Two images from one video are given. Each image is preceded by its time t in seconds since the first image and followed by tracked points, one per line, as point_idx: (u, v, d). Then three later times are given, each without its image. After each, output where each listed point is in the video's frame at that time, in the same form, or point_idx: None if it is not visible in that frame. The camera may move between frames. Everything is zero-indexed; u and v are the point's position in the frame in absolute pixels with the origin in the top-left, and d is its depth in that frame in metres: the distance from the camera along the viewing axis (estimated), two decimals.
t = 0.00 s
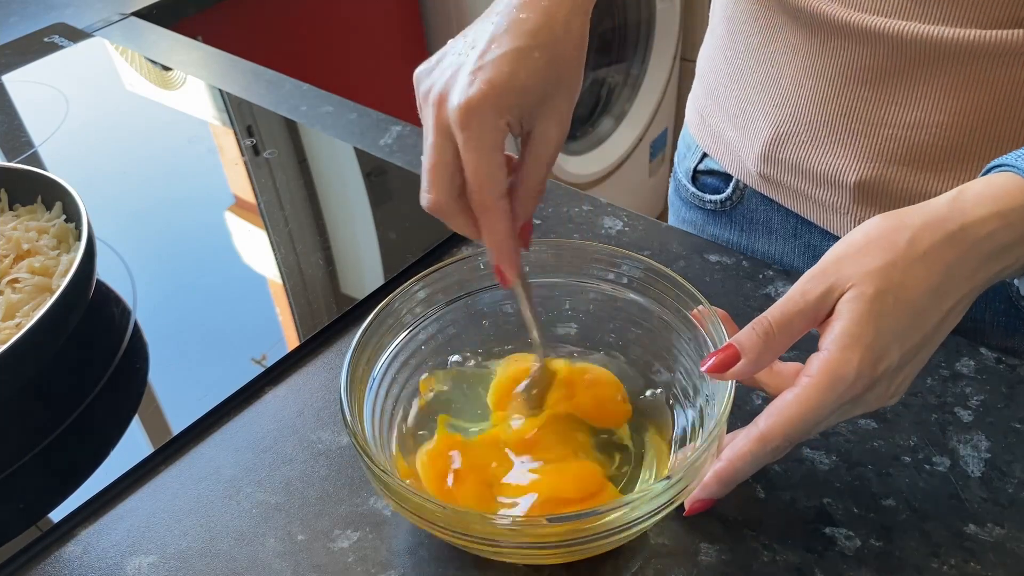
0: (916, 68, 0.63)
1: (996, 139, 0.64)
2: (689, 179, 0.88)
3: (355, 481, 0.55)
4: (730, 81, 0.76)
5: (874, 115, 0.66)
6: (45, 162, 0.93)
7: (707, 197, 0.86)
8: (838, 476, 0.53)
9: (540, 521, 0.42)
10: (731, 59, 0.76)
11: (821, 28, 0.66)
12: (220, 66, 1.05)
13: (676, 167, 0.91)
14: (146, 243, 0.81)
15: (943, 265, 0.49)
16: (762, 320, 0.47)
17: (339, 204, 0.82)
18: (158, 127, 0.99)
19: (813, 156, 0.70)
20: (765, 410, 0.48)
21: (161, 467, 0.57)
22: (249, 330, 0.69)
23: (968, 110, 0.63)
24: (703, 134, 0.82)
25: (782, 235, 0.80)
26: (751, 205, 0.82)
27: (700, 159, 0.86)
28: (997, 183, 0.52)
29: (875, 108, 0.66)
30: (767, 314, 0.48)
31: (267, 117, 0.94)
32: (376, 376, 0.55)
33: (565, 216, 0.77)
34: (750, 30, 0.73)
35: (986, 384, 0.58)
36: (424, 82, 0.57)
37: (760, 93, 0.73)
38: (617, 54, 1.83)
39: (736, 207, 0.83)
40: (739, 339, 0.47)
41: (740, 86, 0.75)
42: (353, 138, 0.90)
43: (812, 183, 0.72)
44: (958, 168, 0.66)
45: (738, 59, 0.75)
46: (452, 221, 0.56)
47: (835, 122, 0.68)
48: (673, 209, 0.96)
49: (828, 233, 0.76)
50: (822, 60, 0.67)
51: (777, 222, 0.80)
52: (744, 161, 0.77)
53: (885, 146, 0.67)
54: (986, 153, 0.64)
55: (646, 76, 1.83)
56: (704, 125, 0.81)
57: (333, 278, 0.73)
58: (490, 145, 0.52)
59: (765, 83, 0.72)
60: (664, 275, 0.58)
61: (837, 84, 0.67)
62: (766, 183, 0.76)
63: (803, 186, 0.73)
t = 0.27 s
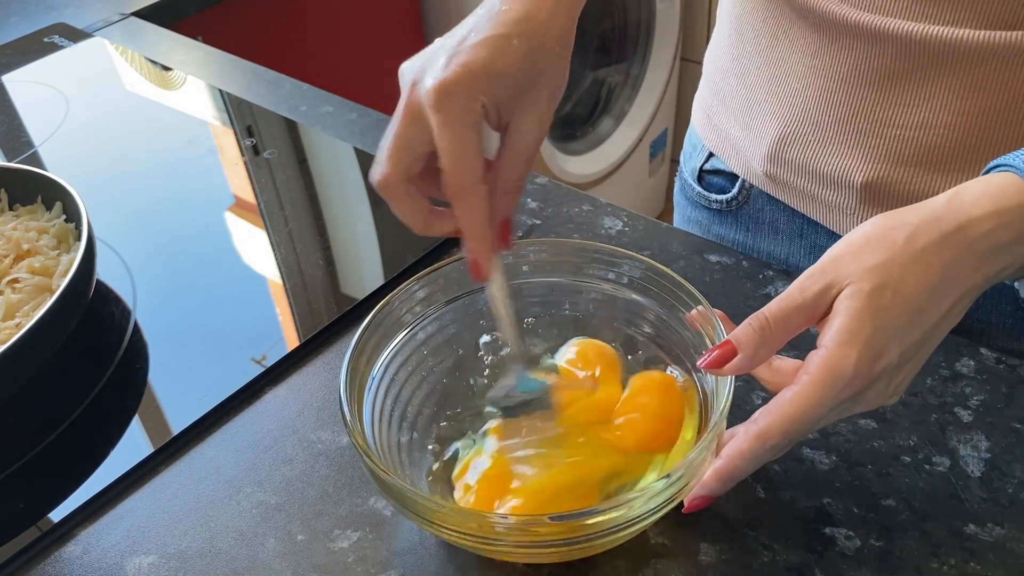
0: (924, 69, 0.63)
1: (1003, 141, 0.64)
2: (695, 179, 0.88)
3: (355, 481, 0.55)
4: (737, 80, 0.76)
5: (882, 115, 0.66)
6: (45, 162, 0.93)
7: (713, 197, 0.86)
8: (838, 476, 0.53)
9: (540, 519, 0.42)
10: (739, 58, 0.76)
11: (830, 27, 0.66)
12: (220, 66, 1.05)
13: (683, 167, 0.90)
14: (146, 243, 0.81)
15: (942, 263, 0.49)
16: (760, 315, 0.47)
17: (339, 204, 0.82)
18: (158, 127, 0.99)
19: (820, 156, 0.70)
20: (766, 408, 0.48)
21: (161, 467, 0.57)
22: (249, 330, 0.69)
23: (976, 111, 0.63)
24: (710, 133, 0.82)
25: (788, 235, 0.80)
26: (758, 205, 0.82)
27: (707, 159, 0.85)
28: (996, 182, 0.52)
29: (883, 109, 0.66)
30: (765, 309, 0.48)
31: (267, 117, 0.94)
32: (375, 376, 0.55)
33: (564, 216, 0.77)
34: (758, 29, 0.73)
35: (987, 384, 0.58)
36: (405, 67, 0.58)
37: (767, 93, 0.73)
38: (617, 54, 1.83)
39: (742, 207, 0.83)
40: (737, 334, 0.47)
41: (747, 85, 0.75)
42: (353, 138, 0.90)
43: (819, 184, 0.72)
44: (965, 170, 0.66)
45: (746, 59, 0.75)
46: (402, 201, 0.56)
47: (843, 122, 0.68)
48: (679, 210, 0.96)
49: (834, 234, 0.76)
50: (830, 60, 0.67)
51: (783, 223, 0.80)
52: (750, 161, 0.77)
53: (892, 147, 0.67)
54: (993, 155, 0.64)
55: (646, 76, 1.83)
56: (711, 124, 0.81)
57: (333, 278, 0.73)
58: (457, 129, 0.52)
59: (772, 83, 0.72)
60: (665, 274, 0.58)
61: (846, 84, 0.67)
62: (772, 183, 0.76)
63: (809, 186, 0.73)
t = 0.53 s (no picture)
0: (931, 72, 0.63)
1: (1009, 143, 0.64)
2: (698, 181, 0.88)
3: (355, 481, 0.55)
4: (741, 81, 0.76)
5: (887, 117, 0.66)
6: (45, 162, 0.93)
7: (716, 199, 0.86)
8: (838, 476, 0.53)
9: (540, 519, 0.42)
10: (743, 60, 0.76)
11: (837, 29, 0.66)
12: (220, 65, 1.05)
13: (685, 168, 0.91)
14: (146, 243, 0.81)
15: (944, 268, 0.49)
16: (762, 316, 0.48)
17: (340, 204, 0.82)
18: (158, 127, 0.99)
19: (825, 158, 0.70)
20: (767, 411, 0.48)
21: (161, 467, 0.57)
22: (249, 330, 0.69)
23: (982, 114, 0.63)
24: (714, 134, 0.82)
25: (792, 237, 0.80)
26: (761, 207, 0.81)
27: (709, 161, 0.85)
28: (1000, 188, 0.52)
29: (889, 111, 0.66)
30: (767, 310, 0.48)
31: (267, 117, 0.94)
32: (376, 376, 0.55)
33: (564, 216, 0.77)
34: (763, 30, 0.73)
35: (987, 384, 0.58)
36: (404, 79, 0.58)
37: (772, 95, 0.73)
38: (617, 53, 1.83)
39: (746, 209, 0.83)
40: (738, 334, 0.47)
41: (752, 87, 0.75)
42: (353, 138, 0.90)
43: (823, 186, 0.72)
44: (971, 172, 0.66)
45: (751, 60, 0.75)
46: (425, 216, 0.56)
47: (848, 124, 0.68)
48: (681, 211, 0.96)
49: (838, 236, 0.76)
50: (836, 62, 0.67)
51: (787, 225, 0.80)
52: (755, 163, 0.77)
53: (898, 149, 0.67)
54: (999, 157, 0.64)
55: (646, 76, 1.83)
56: (715, 125, 0.81)
57: (333, 279, 0.73)
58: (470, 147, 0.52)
59: (777, 85, 0.72)
60: (665, 275, 0.58)
61: (852, 86, 0.67)
62: (776, 185, 0.76)
63: (814, 188, 0.73)
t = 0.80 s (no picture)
0: (935, 73, 0.63)
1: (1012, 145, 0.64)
2: (699, 182, 0.88)
3: (355, 481, 0.55)
4: (744, 83, 0.76)
5: (891, 119, 0.66)
6: (45, 162, 0.93)
7: (717, 201, 0.86)
8: (838, 476, 0.53)
9: (540, 519, 0.42)
10: (746, 61, 0.76)
11: (841, 30, 0.66)
12: (220, 65, 1.05)
13: (685, 170, 0.91)
14: (146, 243, 0.81)
15: (943, 269, 0.49)
16: (761, 316, 0.48)
17: (339, 204, 0.82)
18: (158, 127, 0.99)
19: (828, 160, 0.70)
20: (766, 411, 0.48)
21: (161, 467, 0.57)
22: (249, 330, 0.69)
23: (986, 116, 0.63)
24: (715, 136, 0.81)
25: (794, 239, 0.80)
26: (763, 209, 0.82)
27: (711, 163, 0.85)
28: (998, 189, 0.52)
29: (892, 112, 0.66)
30: (765, 309, 0.48)
31: (267, 117, 0.94)
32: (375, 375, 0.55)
33: (564, 216, 0.77)
34: (766, 32, 0.73)
35: (986, 384, 0.58)
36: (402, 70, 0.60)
37: (774, 96, 0.73)
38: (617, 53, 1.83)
39: (747, 211, 0.83)
40: (736, 334, 0.47)
41: (754, 88, 0.75)
42: (353, 138, 0.90)
43: (826, 188, 0.71)
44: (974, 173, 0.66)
45: (753, 62, 0.75)
46: (406, 202, 0.56)
47: (852, 126, 0.68)
48: (682, 213, 0.96)
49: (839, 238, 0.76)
50: (841, 64, 0.67)
51: (789, 227, 0.80)
52: (757, 165, 0.77)
53: (901, 150, 0.67)
54: (1003, 159, 0.64)
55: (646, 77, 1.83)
56: (716, 126, 0.81)
57: (333, 279, 0.73)
58: (459, 133, 0.53)
59: (780, 86, 0.72)
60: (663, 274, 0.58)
61: (855, 88, 0.67)
62: (778, 187, 0.76)
63: (816, 190, 0.73)
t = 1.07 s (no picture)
0: (938, 75, 0.63)
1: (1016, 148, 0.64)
2: (701, 183, 0.88)
3: (355, 481, 0.55)
4: (747, 84, 0.76)
5: (894, 121, 0.66)
6: (45, 162, 0.93)
7: (719, 203, 0.86)
8: (838, 476, 0.53)
9: (539, 519, 0.42)
10: (749, 63, 0.76)
11: (844, 32, 0.66)
12: (220, 65, 1.05)
13: (688, 171, 0.91)
14: (146, 243, 0.81)
15: (944, 271, 0.49)
16: (762, 316, 0.48)
17: (339, 204, 0.82)
18: (159, 127, 0.99)
19: (831, 161, 0.70)
20: (767, 413, 0.48)
21: (161, 467, 0.57)
22: (249, 330, 0.69)
23: (990, 118, 0.63)
24: (718, 137, 0.81)
25: (796, 241, 0.80)
26: (764, 211, 0.82)
27: (713, 164, 0.85)
28: (999, 192, 0.52)
29: (896, 114, 0.66)
30: (766, 310, 0.48)
31: (267, 117, 0.94)
32: (375, 375, 0.55)
33: (564, 216, 0.77)
34: (769, 33, 0.73)
35: (986, 384, 0.58)
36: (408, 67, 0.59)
37: (777, 97, 0.73)
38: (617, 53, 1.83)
39: (749, 212, 0.83)
40: (737, 334, 0.47)
41: (757, 89, 0.75)
42: (353, 138, 0.90)
43: (829, 189, 0.71)
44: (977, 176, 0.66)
45: (756, 63, 0.75)
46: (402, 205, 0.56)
47: (855, 127, 0.68)
48: (684, 214, 0.96)
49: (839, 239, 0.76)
50: (843, 66, 0.67)
51: (790, 229, 0.80)
52: (759, 166, 0.77)
53: (904, 152, 0.67)
54: (1007, 162, 0.64)
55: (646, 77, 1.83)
56: (719, 128, 0.81)
57: (333, 279, 0.73)
58: (461, 145, 0.52)
59: (783, 88, 0.72)
60: (663, 275, 0.58)
61: (858, 90, 0.67)
62: (780, 188, 0.76)
63: (819, 191, 0.73)
